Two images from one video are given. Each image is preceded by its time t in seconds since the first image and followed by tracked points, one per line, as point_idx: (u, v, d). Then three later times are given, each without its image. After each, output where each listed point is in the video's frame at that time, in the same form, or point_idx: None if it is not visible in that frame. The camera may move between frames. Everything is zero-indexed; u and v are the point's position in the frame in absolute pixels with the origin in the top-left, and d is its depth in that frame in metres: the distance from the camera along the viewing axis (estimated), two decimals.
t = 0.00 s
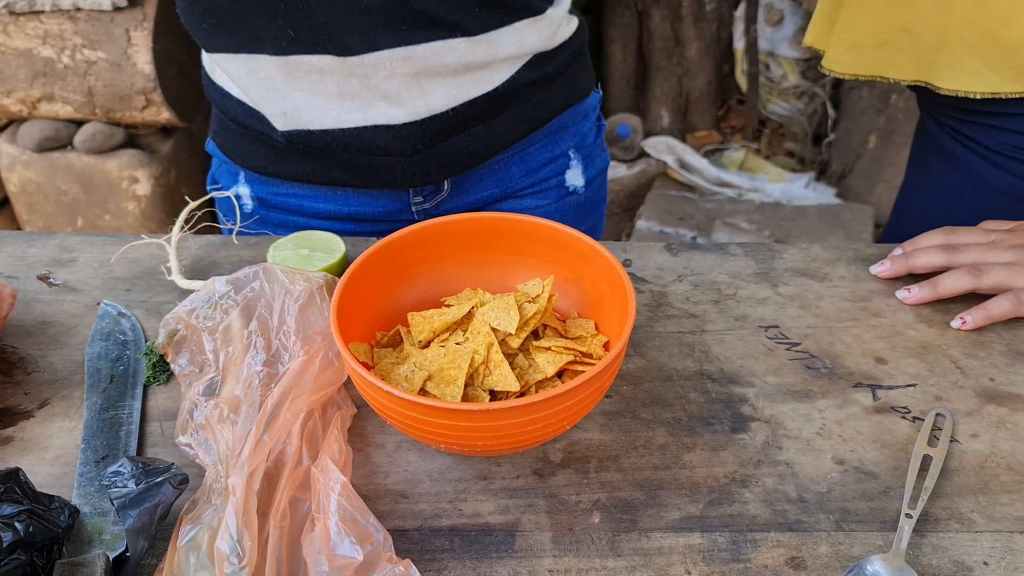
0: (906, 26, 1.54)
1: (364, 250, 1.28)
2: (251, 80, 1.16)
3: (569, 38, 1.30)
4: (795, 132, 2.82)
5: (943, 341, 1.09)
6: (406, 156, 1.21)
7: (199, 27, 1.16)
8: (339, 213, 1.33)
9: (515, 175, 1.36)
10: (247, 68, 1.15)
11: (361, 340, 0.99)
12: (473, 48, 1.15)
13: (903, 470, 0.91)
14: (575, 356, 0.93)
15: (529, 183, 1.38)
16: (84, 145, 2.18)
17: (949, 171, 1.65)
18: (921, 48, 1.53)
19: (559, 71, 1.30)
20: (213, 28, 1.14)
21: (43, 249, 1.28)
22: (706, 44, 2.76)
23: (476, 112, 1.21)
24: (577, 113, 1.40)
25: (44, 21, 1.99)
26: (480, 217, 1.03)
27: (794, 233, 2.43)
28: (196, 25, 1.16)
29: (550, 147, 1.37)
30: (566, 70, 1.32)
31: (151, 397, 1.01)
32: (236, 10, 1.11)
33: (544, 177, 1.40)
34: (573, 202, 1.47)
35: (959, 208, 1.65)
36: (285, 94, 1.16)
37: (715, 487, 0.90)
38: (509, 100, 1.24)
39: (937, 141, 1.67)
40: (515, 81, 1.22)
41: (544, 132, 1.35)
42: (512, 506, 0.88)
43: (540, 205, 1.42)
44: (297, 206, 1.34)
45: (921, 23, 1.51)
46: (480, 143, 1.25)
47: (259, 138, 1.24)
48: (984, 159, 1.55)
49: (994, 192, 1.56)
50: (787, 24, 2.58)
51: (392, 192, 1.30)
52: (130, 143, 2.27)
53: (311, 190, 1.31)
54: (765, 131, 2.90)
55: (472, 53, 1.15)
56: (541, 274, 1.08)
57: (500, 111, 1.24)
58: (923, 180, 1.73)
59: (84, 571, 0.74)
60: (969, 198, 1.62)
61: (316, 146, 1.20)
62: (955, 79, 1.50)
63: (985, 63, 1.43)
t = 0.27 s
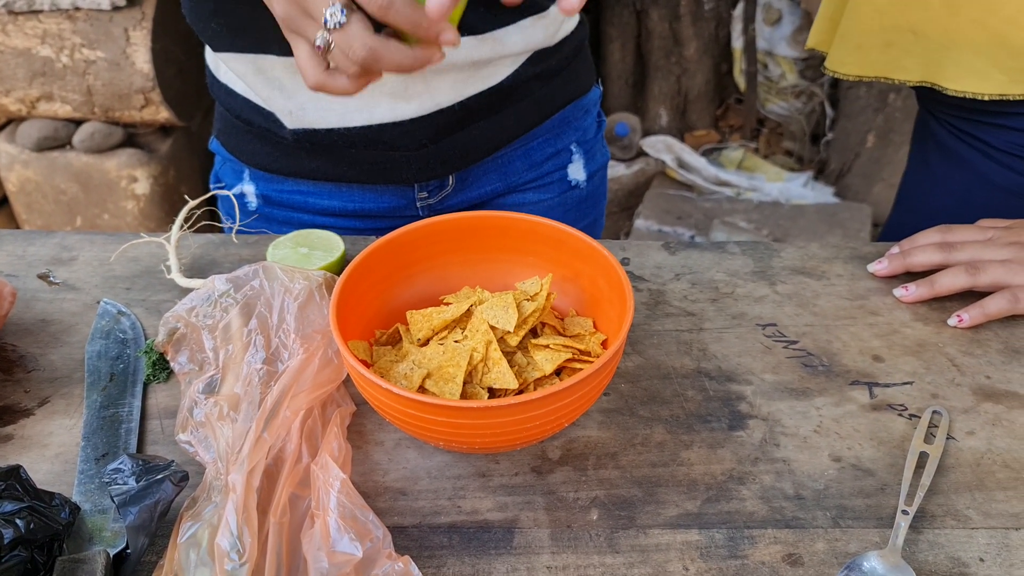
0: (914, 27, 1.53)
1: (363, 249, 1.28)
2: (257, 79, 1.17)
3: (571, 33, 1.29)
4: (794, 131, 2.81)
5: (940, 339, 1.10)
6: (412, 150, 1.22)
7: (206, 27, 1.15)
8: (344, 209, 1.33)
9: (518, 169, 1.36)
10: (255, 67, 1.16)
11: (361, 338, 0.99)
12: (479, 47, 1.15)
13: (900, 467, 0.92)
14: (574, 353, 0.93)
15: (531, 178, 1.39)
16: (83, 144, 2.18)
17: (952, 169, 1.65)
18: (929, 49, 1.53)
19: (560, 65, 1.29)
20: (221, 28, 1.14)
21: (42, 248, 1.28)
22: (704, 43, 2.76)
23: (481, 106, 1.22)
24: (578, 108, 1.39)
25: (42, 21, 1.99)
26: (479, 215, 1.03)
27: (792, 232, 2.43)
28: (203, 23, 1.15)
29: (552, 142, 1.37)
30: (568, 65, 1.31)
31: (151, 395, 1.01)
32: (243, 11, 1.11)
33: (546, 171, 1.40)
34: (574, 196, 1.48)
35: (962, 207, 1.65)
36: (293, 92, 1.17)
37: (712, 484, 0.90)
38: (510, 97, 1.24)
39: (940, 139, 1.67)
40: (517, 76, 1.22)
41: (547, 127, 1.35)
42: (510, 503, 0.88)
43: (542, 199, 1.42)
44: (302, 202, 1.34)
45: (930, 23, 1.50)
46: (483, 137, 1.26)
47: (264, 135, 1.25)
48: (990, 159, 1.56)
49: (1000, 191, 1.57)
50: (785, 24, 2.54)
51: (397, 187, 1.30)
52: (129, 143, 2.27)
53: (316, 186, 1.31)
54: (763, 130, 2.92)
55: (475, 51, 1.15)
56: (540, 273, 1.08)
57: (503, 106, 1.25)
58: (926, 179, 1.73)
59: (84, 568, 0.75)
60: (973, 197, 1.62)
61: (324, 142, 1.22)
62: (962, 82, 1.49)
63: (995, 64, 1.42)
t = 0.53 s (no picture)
0: (920, 26, 1.53)
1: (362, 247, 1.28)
2: (254, 73, 1.17)
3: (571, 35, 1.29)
4: (792, 130, 2.81)
5: (941, 336, 1.10)
6: (408, 149, 1.22)
7: (204, 19, 1.16)
8: (340, 206, 1.33)
9: (515, 169, 1.36)
10: (251, 61, 1.15)
11: (361, 335, 0.99)
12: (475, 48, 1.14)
13: (901, 464, 0.92)
14: (575, 351, 0.93)
15: (529, 178, 1.38)
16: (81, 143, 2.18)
17: (954, 167, 1.65)
18: (936, 47, 1.52)
19: (560, 65, 1.28)
20: (221, 21, 1.14)
21: (41, 246, 1.28)
22: (703, 42, 2.76)
23: (477, 106, 1.21)
24: (578, 108, 1.39)
25: (41, 19, 1.98)
26: (480, 213, 1.03)
27: (792, 231, 2.43)
28: (204, 16, 1.16)
29: (550, 142, 1.37)
30: (568, 65, 1.31)
31: (150, 393, 1.01)
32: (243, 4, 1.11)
33: (545, 171, 1.39)
34: (573, 197, 1.47)
35: (968, 204, 1.65)
36: (289, 89, 1.17)
37: (713, 482, 0.90)
38: (509, 96, 1.24)
39: (943, 137, 1.67)
40: (515, 76, 1.22)
41: (546, 127, 1.35)
42: (511, 501, 0.88)
43: (540, 200, 1.42)
44: (298, 198, 1.34)
45: (936, 22, 1.50)
46: (480, 137, 1.26)
47: (262, 131, 1.24)
48: (995, 157, 1.56)
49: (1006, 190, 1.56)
50: (784, 23, 2.54)
51: (394, 185, 1.30)
52: (127, 141, 2.27)
53: (312, 183, 1.31)
54: (762, 129, 2.90)
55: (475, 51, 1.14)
56: (541, 270, 1.08)
57: (500, 106, 1.24)
58: (928, 176, 1.73)
59: (83, 567, 0.74)
60: (978, 195, 1.62)
61: (318, 139, 1.21)
62: (970, 80, 1.49)
63: (1002, 63, 1.42)
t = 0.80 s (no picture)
0: (919, 23, 1.54)
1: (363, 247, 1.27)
2: (257, 70, 1.17)
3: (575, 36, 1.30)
4: (794, 130, 2.81)
5: (942, 337, 1.09)
6: (409, 151, 1.22)
7: (206, 15, 1.16)
8: (340, 208, 1.33)
9: (517, 171, 1.36)
10: (253, 58, 1.15)
11: (362, 335, 0.99)
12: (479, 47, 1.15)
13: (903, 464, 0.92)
14: (576, 351, 0.93)
15: (531, 181, 1.38)
16: (82, 143, 2.18)
17: (956, 168, 1.65)
18: (933, 45, 1.52)
19: (563, 67, 1.29)
20: (220, 17, 1.14)
21: (41, 246, 1.28)
22: (703, 42, 2.76)
23: (480, 108, 1.21)
24: (581, 111, 1.39)
25: (41, 19, 1.98)
26: (480, 212, 1.03)
27: (792, 231, 2.43)
28: (204, 12, 1.16)
29: (552, 145, 1.37)
30: (572, 68, 1.31)
31: (150, 393, 1.00)
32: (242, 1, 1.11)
33: (547, 175, 1.39)
34: (575, 201, 1.46)
35: (971, 204, 1.64)
36: (291, 86, 1.17)
37: (715, 482, 0.90)
38: (511, 98, 1.23)
39: (943, 138, 1.67)
40: (519, 80, 1.22)
41: (548, 130, 1.35)
42: (512, 501, 0.88)
43: (541, 203, 1.41)
44: (299, 199, 1.34)
45: (934, 19, 1.50)
46: (482, 140, 1.25)
47: (263, 131, 1.24)
48: (994, 157, 1.55)
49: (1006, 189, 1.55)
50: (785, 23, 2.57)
51: (394, 187, 1.30)
52: (128, 141, 2.27)
53: (313, 184, 1.31)
54: (763, 129, 2.88)
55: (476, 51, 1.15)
56: (542, 270, 1.08)
57: (503, 109, 1.24)
58: (931, 177, 1.73)
59: (83, 566, 0.74)
60: (981, 195, 1.61)
61: (319, 139, 1.21)
62: (966, 78, 1.48)
63: (999, 61, 1.42)
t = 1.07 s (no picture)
0: (919, 21, 1.53)
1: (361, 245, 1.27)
2: (255, 68, 1.16)
3: (578, 38, 1.30)
4: (793, 129, 2.80)
5: (945, 336, 1.09)
6: (408, 153, 1.21)
7: (204, 12, 1.16)
8: (340, 210, 1.32)
9: (519, 174, 1.35)
10: (252, 56, 1.15)
11: (360, 334, 0.98)
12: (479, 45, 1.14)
13: (905, 464, 0.91)
14: (575, 350, 0.92)
15: (533, 185, 1.37)
16: (80, 141, 2.17)
17: (958, 166, 1.64)
18: (933, 43, 1.52)
19: (566, 70, 1.28)
20: (218, 14, 1.14)
21: (38, 244, 1.27)
22: (703, 40, 2.75)
23: (480, 110, 1.20)
24: (584, 114, 1.38)
25: (39, 17, 1.97)
26: (480, 210, 1.02)
27: (793, 230, 2.42)
28: (202, 11, 1.16)
29: (555, 148, 1.36)
30: (575, 69, 1.30)
31: (146, 392, 1.00)
32: None
33: (549, 178, 1.39)
34: (577, 204, 1.46)
35: (971, 203, 1.63)
36: (289, 85, 1.16)
37: (716, 482, 0.89)
38: (512, 99, 1.23)
39: (946, 137, 1.66)
40: (520, 81, 1.21)
41: (550, 133, 1.34)
42: (511, 501, 0.87)
43: (544, 207, 1.41)
44: (297, 201, 1.33)
45: (934, 18, 1.49)
46: (483, 143, 1.24)
47: (261, 132, 1.23)
48: (995, 155, 1.54)
49: (1006, 187, 1.54)
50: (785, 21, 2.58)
51: (394, 190, 1.29)
52: (126, 139, 2.26)
53: (312, 187, 1.30)
54: (763, 128, 2.87)
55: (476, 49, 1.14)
56: (541, 268, 1.07)
57: (505, 110, 1.23)
58: (933, 176, 1.72)
59: (79, 567, 0.73)
60: (981, 193, 1.60)
61: (317, 138, 1.20)
62: (965, 75, 1.48)
63: (999, 60, 1.41)
